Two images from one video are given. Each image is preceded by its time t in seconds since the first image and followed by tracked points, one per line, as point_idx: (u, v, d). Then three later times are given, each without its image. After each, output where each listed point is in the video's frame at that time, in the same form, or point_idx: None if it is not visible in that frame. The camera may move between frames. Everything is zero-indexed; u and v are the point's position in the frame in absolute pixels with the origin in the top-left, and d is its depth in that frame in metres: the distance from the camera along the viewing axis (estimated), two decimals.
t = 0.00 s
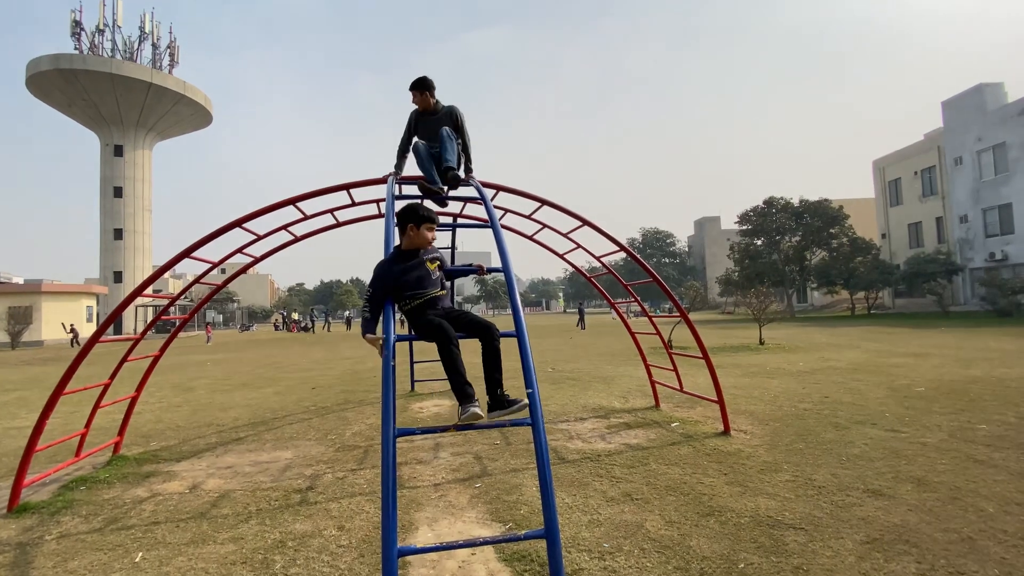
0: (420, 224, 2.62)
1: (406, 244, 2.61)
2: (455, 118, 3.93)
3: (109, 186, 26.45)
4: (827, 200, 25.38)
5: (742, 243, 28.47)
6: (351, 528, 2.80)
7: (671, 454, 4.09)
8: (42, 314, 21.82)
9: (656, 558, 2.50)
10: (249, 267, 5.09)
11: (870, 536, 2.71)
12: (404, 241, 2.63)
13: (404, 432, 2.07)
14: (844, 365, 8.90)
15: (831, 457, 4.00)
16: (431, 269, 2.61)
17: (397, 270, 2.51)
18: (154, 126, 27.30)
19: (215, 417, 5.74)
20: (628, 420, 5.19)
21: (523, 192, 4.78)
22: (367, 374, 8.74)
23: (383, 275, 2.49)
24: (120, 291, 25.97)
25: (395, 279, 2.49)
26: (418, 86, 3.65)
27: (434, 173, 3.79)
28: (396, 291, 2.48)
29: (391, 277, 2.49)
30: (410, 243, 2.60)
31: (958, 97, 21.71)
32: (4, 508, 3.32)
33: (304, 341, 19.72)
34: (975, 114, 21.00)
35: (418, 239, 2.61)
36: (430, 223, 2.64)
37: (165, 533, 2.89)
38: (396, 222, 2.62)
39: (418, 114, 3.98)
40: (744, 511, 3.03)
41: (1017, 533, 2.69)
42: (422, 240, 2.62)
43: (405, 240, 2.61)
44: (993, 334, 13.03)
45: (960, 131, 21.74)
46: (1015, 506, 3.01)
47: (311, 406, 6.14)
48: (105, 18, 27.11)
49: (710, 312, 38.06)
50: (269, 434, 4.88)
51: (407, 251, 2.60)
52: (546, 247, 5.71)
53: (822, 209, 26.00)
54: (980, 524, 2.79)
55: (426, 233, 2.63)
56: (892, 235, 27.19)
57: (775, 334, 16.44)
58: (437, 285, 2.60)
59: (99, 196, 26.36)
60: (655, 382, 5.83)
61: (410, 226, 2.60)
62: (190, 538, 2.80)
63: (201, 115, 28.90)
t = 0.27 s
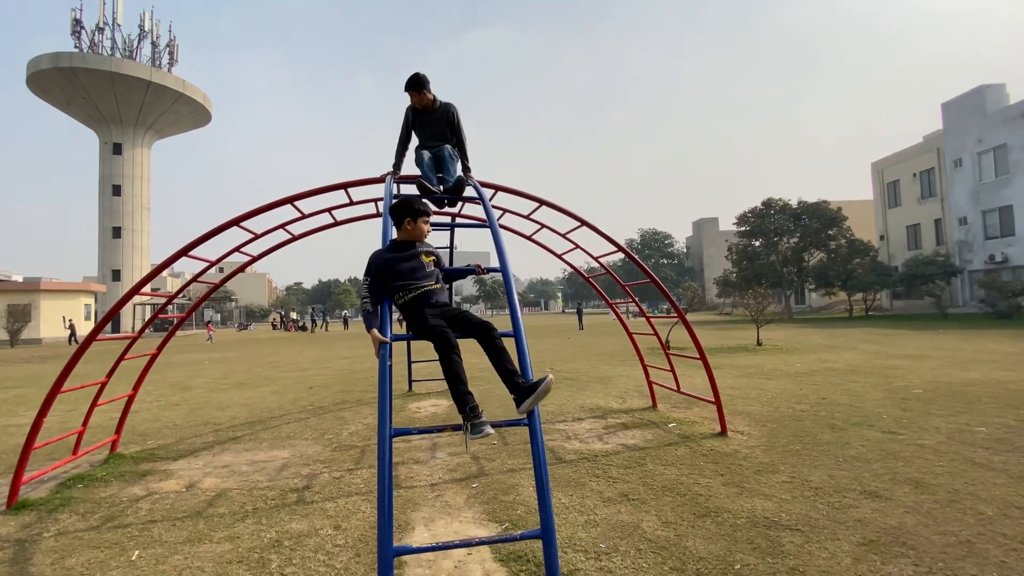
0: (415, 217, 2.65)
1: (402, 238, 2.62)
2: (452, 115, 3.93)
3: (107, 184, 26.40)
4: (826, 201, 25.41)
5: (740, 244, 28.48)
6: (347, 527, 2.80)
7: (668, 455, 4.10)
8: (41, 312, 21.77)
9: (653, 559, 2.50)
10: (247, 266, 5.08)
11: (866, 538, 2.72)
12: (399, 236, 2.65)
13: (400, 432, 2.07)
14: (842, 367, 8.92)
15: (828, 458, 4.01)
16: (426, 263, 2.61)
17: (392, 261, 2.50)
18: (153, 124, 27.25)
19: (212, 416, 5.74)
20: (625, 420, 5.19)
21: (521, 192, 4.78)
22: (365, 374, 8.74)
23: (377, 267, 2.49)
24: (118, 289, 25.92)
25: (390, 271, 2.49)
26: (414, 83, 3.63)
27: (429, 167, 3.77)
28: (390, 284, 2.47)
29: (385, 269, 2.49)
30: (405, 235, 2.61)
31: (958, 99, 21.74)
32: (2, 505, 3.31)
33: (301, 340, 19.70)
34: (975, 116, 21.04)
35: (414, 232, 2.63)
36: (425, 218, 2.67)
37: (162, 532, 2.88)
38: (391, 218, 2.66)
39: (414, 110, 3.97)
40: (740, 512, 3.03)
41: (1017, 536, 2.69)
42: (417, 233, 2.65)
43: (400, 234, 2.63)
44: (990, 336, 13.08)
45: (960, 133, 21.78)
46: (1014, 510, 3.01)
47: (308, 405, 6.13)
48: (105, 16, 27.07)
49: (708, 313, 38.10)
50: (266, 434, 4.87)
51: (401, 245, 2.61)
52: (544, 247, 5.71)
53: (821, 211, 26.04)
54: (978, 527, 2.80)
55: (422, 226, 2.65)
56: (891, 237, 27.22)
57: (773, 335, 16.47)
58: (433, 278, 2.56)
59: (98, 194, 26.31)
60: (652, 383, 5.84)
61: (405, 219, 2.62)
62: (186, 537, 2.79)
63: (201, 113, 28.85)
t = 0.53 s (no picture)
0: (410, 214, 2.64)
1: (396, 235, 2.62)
2: (447, 115, 3.92)
3: (103, 181, 26.27)
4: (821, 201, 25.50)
5: (735, 243, 28.55)
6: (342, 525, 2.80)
7: (663, 453, 4.11)
8: (38, 310, 21.65)
9: (645, 556, 2.51)
10: (241, 263, 5.07)
11: (859, 536, 2.74)
12: (394, 233, 2.65)
13: (393, 428, 2.08)
14: (836, 366, 8.97)
15: (820, 456, 4.04)
16: (420, 260, 2.60)
17: (386, 257, 2.49)
18: (149, 121, 27.12)
19: (207, 414, 5.73)
20: (620, 418, 5.21)
21: (517, 190, 4.78)
22: (360, 372, 8.73)
23: (370, 263, 2.48)
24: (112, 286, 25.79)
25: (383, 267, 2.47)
26: (410, 83, 3.62)
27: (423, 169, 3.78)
28: (384, 280, 2.46)
29: (379, 265, 2.48)
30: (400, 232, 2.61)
31: (954, 99, 21.86)
32: None
33: (297, 338, 19.66)
34: (971, 116, 21.16)
35: (408, 229, 2.63)
36: (420, 215, 2.67)
37: (156, 530, 2.87)
38: (386, 215, 2.65)
39: (410, 111, 3.97)
40: (733, 510, 3.05)
41: (1009, 536, 2.72)
42: (412, 230, 2.64)
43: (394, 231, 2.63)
44: (983, 336, 13.17)
45: (956, 133, 21.89)
46: (1007, 510, 3.03)
47: (303, 403, 6.12)
48: (100, 12, 26.92)
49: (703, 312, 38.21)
50: (261, 431, 4.86)
51: (396, 241, 2.61)
52: (539, 245, 5.70)
53: (816, 210, 26.14)
54: (970, 526, 2.82)
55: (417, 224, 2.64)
56: (885, 236, 27.35)
57: (768, 334, 16.55)
58: (427, 277, 2.56)
59: (93, 191, 26.19)
60: (647, 381, 5.86)
61: (399, 216, 2.62)
62: (181, 535, 2.79)
63: (197, 110, 28.73)
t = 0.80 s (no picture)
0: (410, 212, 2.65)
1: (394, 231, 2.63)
2: (441, 111, 3.93)
3: (98, 179, 26.18)
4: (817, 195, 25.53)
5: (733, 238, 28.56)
6: (338, 521, 2.83)
7: (658, 447, 4.14)
8: (31, 309, 21.65)
9: (639, 549, 2.54)
10: (236, 261, 5.07)
11: (850, 528, 2.77)
12: (392, 230, 2.65)
13: (388, 425, 2.10)
14: (832, 359, 9.01)
15: (814, 449, 4.07)
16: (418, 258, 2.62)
17: (385, 252, 2.50)
18: (144, 119, 27.00)
19: (204, 412, 5.74)
20: (616, 413, 5.24)
21: (512, 187, 4.79)
22: (358, 369, 8.75)
23: (366, 257, 2.48)
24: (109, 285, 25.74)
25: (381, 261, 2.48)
26: (403, 78, 3.63)
27: (415, 162, 3.77)
28: (381, 275, 2.47)
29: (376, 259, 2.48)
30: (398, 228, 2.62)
31: (950, 93, 21.88)
32: None
33: (295, 336, 19.65)
34: (966, 110, 21.17)
35: (407, 226, 2.64)
36: (420, 214, 2.69)
37: (153, 528, 2.89)
38: (385, 211, 2.66)
39: (405, 107, 3.98)
40: (726, 502, 3.08)
41: (997, 526, 2.75)
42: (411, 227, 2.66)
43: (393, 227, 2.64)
44: (979, 329, 13.22)
45: (952, 127, 21.91)
46: (996, 501, 3.07)
47: (301, 401, 6.14)
48: (93, 9, 26.74)
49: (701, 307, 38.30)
50: (258, 429, 4.88)
51: (394, 238, 2.62)
52: (535, 242, 5.72)
53: (813, 205, 26.16)
54: (959, 517, 2.86)
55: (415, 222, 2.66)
56: (882, 230, 27.40)
57: (765, 328, 16.60)
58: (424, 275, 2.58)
59: (88, 190, 26.10)
60: (643, 376, 5.88)
61: (398, 213, 2.63)
62: (177, 532, 2.81)
63: (192, 108, 28.61)
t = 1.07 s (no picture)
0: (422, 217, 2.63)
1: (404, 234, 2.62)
2: (439, 112, 3.95)
3: (102, 186, 26.33)
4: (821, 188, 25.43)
5: (737, 233, 28.47)
6: (346, 521, 2.86)
7: (663, 443, 4.15)
8: (39, 317, 21.80)
9: (644, 545, 2.56)
10: (241, 265, 5.11)
11: (854, 521, 2.78)
12: (403, 230, 2.63)
13: (393, 425, 2.12)
14: (838, 353, 8.99)
15: (819, 443, 4.07)
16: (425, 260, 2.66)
17: (395, 253, 2.51)
18: (147, 125, 27.13)
19: (211, 416, 5.79)
20: (621, 411, 5.25)
21: (513, 186, 4.80)
22: (364, 370, 8.79)
23: (381, 256, 2.49)
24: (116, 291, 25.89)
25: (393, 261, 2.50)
26: (400, 80, 3.66)
27: (415, 164, 3.80)
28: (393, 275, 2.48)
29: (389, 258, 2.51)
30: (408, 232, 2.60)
31: (950, 85, 21.77)
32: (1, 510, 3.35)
33: (301, 338, 19.73)
34: (967, 101, 21.06)
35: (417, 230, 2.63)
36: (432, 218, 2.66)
37: (163, 531, 2.93)
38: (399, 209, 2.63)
39: (405, 111, 4.02)
40: (731, 498, 3.09)
41: (1001, 516, 2.76)
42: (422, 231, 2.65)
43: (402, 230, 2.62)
44: (986, 320, 13.16)
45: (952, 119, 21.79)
46: (1001, 491, 3.07)
47: (307, 403, 6.19)
48: (94, 17, 26.86)
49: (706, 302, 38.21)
50: (266, 432, 4.92)
51: (403, 239, 2.61)
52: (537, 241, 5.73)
53: (817, 198, 26.06)
54: (963, 508, 2.86)
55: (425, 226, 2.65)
56: (887, 222, 27.26)
57: (770, 323, 16.57)
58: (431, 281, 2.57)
59: (93, 197, 26.25)
60: (648, 373, 5.89)
61: (410, 215, 2.60)
62: (187, 536, 2.85)
63: (194, 113, 28.72)
